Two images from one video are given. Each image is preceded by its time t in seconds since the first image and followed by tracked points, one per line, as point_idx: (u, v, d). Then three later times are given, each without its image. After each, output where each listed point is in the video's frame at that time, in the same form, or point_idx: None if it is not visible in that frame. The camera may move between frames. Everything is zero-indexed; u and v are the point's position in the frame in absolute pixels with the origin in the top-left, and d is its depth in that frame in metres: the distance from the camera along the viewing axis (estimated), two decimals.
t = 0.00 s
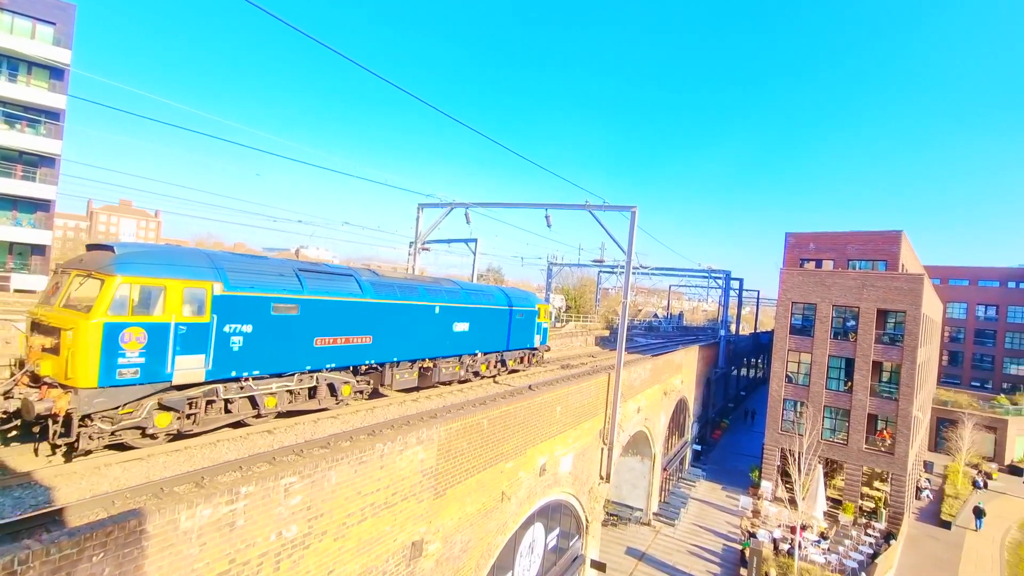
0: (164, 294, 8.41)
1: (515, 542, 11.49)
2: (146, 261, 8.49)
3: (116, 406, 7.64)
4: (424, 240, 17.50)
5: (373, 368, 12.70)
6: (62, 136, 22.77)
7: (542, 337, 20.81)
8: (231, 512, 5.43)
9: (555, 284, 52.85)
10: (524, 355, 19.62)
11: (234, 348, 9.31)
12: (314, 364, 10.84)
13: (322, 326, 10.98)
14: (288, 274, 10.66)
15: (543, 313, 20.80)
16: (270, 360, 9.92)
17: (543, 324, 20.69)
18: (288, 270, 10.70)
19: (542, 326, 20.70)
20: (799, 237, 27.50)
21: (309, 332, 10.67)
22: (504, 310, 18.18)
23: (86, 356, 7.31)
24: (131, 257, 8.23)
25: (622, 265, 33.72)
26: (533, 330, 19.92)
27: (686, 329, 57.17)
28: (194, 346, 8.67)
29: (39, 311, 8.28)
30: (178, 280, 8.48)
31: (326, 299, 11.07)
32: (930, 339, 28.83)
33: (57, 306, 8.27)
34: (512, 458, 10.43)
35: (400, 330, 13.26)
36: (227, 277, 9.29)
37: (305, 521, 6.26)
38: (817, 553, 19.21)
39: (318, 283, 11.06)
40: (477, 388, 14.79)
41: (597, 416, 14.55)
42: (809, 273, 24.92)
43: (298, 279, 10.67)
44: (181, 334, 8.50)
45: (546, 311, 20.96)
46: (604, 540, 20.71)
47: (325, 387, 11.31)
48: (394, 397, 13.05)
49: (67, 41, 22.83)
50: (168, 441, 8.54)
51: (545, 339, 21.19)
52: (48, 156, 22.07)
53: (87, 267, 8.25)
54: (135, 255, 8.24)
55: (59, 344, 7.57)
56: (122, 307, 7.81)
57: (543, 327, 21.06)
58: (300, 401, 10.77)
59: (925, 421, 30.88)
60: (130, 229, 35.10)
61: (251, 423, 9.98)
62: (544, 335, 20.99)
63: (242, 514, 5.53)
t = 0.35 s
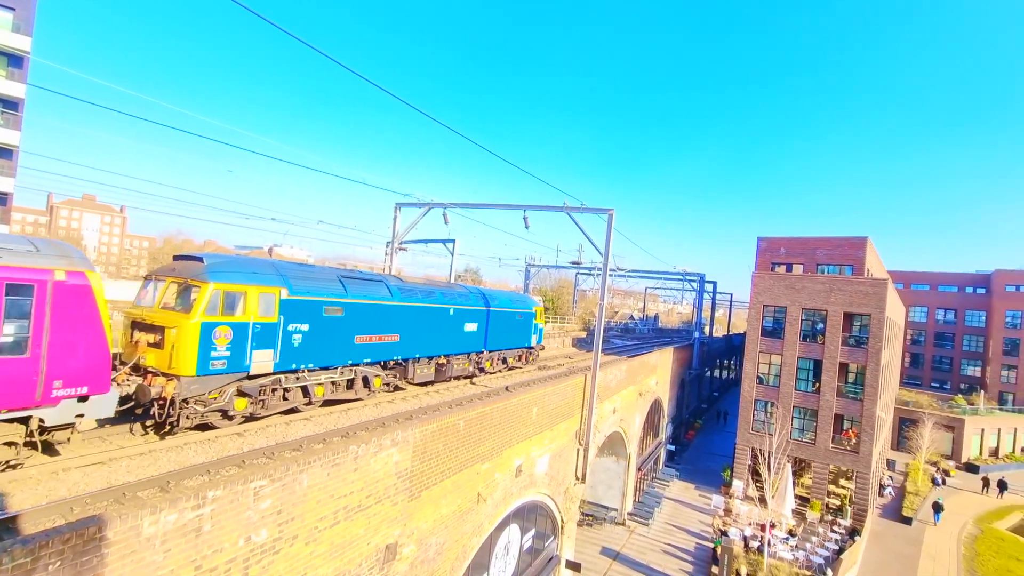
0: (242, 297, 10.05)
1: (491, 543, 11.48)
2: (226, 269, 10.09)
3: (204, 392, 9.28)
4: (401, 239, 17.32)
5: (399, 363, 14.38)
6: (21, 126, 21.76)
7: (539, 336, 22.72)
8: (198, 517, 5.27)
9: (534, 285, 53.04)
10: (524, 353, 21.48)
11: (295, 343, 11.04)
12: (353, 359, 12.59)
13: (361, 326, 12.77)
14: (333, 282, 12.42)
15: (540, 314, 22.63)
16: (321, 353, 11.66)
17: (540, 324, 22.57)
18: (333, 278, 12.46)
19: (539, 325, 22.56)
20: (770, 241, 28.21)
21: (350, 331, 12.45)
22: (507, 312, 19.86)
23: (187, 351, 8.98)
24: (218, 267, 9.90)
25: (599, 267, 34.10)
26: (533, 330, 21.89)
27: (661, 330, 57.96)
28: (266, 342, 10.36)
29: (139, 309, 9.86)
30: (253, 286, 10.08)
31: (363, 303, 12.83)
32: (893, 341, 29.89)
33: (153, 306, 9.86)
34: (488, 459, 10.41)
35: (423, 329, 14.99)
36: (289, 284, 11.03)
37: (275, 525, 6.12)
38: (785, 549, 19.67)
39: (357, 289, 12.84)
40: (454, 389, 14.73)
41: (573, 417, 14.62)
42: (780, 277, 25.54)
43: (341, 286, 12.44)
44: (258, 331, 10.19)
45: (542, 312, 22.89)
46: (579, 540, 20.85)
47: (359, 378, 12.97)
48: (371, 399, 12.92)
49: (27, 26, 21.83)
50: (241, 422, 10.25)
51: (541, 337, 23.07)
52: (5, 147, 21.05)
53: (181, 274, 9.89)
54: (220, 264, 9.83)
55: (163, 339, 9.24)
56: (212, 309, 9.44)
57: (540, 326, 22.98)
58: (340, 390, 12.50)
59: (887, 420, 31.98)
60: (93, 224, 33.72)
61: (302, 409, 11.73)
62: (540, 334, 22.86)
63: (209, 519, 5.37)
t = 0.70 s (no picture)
0: (306, 300, 11.68)
1: (475, 543, 11.46)
2: (293, 275, 11.69)
3: (275, 381, 10.94)
4: (386, 238, 17.19)
5: (425, 359, 15.84)
6: None
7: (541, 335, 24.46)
8: (176, 520, 5.18)
9: (520, 285, 53.13)
10: (528, 351, 23.13)
11: (343, 339, 12.55)
12: (389, 354, 14.12)
13: (396, 325, 14.32)
14: (372, 285, 13.93)
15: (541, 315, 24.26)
16: (364, 348, 13.15)
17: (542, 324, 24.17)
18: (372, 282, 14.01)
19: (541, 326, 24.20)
20: (753, 243, 28.64)
21: (388, 330, 14.01)
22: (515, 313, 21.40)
23: (265, 345, 10.60)
24: (287, 274, 11.54)
25: (584, 268, 34.28)
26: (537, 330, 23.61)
27: (646, 330, 58.38)
28: (323, 339, 11.91)
29: (219, 311, 11.48)
30: (315, 290, 11.72)
31: (397, 304, 14.38)
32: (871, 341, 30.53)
33: (232, 307, 11.47)
34: (472, 459, 10.39)
35: (446, 328, 16.48)
36: (339, 288, 12.61)
37: (256, 527, 6.03)
38: (766, 546, 19.96)
39: (392, 292, 14.38)
40: (439, 389, 14.68)
41: (558, 417, 14.66)
42: (762, 278, 25.91)
43: (379, 289, 14.01)
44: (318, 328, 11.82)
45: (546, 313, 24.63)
46: (564, 539, 20.94)
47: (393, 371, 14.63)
48: (355, 399, 12.82)
49: None
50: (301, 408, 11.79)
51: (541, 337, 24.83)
52: None
53: (254, 281, 11.51)
54: (290, 271, 11.43)
55: (243, 336, 10.84)
56: (284, 311, 11.06)
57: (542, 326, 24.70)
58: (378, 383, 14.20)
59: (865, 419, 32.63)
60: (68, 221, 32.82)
61: (347, 397, 13.25)
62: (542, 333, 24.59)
63: (187, 522, 5.28)
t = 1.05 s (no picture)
0: (355, 302, 13.42)
1: (465, 543, 11.45)
2: (345, 281, 13.44)
3: (329, 372, 12.48)
4: (376, 237, 17.10)
5: (448, 355, 17.55)
6: None
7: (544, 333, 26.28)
8: (160, 521, 5.11)
9: (510, 285, 53.14)
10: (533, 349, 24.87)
11: (384, 336, 14.29)
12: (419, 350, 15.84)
13: (426, 324, 16.09)
14: (404, 289, 15.68)
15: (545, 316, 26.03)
16: (401, 344, 14.90)
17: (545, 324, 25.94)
18: (405, 287, 15.76)
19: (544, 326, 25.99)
20: (742, 244, 28.89)
21: (419, 329, 15.77)
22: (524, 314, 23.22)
23: (326, 341, 12.32)
24: (340, 280, 13.28)
25: (574, 267, 34.38)
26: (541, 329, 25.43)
27: (635, 330, 58.60)
28: (369, 336, 13.64)
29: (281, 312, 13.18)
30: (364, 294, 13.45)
31: (427, 306, 16.14)
32: (857, 341, 30.88)
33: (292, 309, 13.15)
34: (463, 458, 10.38)
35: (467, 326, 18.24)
36: (380, 292, 14.35)
37: (243, 528, 5.97)
38: (754, 544, 20.14)
39: (421, 295, 16.15)
40: (429, 389, 14.59)
41: (549, 416, 14.68)
42: (750, 279, 26.14)
43: (411, 293, 15.77)
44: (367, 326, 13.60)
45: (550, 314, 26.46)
46: (554, 538, 20.99)
47: (422, 366, 16.35)
48: (344, 398, 12.72)
49: None
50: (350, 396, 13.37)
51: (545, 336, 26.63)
52: None
53: (311, 287, 13.23)
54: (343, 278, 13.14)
55: (304, 333, 12.49)
56: (339, 311, 12.76)
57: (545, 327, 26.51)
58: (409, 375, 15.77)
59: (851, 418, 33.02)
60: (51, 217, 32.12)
61: (384, 388, 14.86)
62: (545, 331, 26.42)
63: (173, 522, 5.21)
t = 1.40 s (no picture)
0: (395, 304, 15.08)
1: (457, 542, 11.45)
2: (386, 285, 15.09)
3: (372, 364, 14.18)
4: (369, 236, 17.03)
5: (468, 351, 19.19)
6: None
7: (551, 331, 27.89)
8: (149, 521, 5.06)
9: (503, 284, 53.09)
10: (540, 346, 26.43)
11: (417, 333, 15.91)
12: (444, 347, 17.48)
13: (451, 323, 17.73)
14: (431, 292, 17.27)
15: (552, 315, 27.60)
16: (430, 340, 16.56)
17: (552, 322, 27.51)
18: (433, 290, 17.39)
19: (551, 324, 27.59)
20: (734, 244, 29.07)
21: (445, 327, 17.41)
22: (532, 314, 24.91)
23: (371, 337, 13.90)
24: (383, 284, 14.92)
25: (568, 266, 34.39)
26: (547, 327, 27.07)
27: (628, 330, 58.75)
28: (405, 333, 15.30)
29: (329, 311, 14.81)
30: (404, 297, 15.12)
31: (452, 307, 17.79)
32: (847, 341, 31.15)
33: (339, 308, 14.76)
34: (455, 458, 10.36)
35: (486, 325, 19.88)
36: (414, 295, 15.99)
37: (232, 527, 5.93)
38: (744, 542, 20.26)
39: (446, 297, 17.80)
40: (421, 388, 14.51)
41: (541, 415, 14.69)
42: (742, 279, 26.30)
43: (439, 295, 17.41)
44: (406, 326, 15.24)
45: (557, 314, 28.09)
46: (546, 537, 21.03)
47: (446, 360, 18.00)
48: (336, 397, 12.64)
49: None
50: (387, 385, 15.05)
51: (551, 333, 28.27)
52: None
53: (357, 288, 14.86)
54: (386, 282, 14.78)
55: (351, 330, 14.14)
56: (382, 311, 14.42)
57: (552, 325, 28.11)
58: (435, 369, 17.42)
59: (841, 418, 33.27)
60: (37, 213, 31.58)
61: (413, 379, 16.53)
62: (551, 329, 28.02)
63: (161, 522, 5.17)
